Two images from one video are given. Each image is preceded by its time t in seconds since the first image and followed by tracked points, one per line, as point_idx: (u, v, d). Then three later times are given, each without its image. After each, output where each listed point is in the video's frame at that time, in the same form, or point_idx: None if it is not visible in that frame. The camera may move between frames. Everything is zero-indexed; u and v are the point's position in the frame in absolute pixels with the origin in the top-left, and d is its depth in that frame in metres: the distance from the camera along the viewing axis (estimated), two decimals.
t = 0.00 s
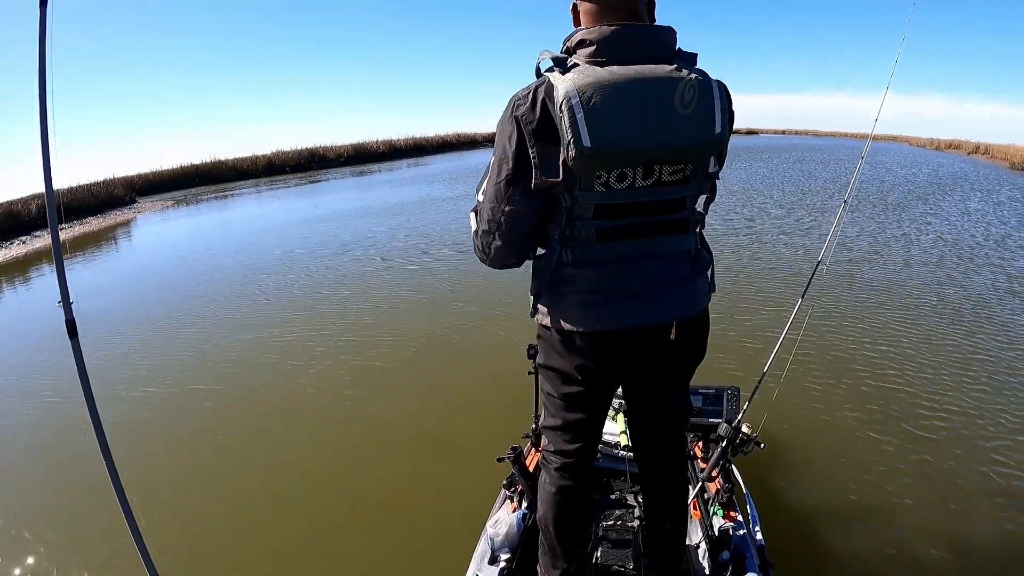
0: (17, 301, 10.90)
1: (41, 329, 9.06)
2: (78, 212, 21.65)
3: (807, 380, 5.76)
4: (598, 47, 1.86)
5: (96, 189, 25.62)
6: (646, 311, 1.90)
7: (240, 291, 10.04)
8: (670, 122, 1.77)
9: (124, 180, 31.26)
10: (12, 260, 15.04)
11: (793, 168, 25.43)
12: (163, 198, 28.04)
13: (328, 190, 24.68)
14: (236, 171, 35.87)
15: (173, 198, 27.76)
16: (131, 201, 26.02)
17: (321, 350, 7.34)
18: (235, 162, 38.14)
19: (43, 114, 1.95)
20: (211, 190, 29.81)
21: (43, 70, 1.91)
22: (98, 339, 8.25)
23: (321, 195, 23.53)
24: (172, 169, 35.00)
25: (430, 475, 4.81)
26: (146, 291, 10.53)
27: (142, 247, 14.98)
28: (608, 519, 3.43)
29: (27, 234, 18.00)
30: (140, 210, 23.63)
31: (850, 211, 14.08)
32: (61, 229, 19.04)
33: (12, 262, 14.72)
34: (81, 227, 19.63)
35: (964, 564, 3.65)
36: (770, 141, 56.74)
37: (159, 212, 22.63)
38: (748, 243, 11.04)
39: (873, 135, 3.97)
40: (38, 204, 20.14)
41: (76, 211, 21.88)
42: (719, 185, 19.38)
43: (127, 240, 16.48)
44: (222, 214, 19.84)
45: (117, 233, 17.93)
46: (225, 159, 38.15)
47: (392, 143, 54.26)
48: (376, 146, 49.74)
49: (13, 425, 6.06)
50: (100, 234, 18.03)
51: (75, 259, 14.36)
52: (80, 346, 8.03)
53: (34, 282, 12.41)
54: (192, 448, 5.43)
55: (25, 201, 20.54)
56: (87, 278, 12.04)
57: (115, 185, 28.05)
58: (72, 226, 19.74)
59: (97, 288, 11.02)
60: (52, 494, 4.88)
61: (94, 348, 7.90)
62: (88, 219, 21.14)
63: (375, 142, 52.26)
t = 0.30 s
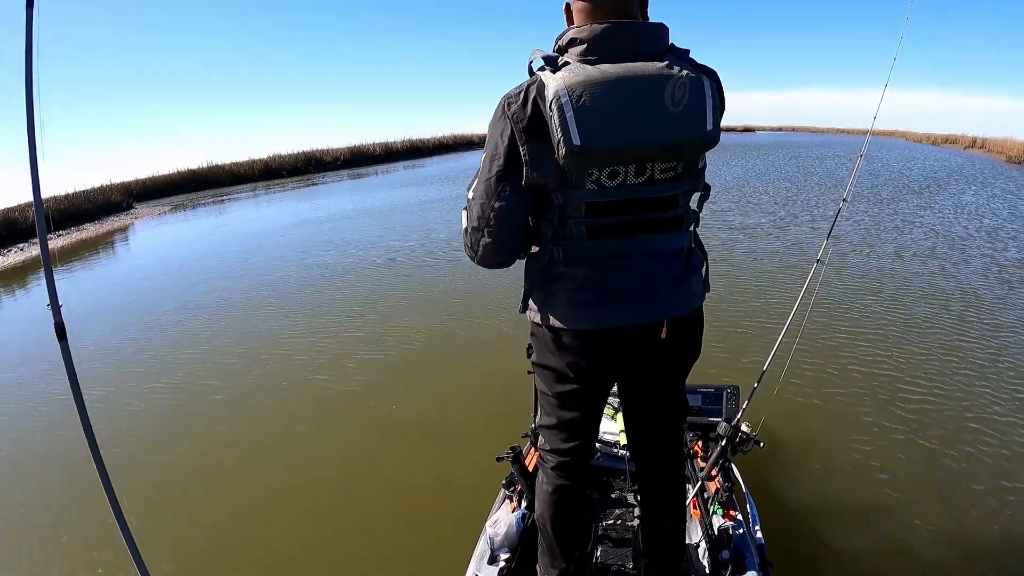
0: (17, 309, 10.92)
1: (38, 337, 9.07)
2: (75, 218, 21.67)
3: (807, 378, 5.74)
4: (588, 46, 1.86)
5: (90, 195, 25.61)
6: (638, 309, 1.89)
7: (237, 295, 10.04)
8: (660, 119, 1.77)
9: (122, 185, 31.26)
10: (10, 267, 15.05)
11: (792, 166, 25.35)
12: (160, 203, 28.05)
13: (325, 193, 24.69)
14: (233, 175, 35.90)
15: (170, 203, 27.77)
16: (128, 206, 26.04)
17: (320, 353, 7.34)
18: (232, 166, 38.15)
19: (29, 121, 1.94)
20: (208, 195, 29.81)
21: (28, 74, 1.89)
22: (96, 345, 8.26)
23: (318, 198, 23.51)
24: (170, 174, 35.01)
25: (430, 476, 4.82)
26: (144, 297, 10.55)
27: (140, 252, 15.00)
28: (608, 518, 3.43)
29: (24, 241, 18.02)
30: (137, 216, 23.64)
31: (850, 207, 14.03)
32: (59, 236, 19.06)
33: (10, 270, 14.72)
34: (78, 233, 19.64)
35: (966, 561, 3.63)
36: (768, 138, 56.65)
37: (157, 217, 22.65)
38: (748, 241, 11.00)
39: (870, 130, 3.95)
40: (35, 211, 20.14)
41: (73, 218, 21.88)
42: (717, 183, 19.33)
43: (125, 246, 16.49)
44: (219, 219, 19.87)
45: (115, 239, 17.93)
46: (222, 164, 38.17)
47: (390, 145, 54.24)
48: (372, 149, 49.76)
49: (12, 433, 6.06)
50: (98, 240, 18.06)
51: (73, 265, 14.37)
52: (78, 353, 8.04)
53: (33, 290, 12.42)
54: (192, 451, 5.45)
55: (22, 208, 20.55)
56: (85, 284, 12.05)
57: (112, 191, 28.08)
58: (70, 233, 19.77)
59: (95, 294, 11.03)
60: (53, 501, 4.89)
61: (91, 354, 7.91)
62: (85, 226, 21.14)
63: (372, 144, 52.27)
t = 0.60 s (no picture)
0: (12, 307, 10.87)
1: (34, 336, 9.03)
2: (70, 217, 21.57)
3: (806, 379, 5.76)
4: (593, 49, 1.87)
5: (85, 193, 25.50)
6: (644, 311, 1.90)
7: (235, 294, 10.02)
8: (664, 122, 1.78)
9: (117, 184, 31.15)
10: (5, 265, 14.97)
11: (788, 169, 25.40)
12: (155, 202, 27.96)
13: (322, 193, 24.66)
14: (229, 174, 35.81)
15: (166, 202, 27.68)
16: (123, 204, 25.95)
17: (318, 353, 7.34)
18: (229, 166, 38.05)
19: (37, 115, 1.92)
20: (204, 194, 29.73)
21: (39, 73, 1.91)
22: (92, 344, 8.22)
23: (314, 198, 23.46)
24: (165, 172, 34.89)
25: (430, 476, 4.81)
26: (140, 295, 10.52)
27: (136, 251, 14.95)
28: (608, 519, 3.43)
29: (19, 239, 17.92)
30: (132, 215, 23.53)
31: (848, 210, 14.07)
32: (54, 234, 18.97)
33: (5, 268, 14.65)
34: (74, 232, 19.56)
35: (965, 562, 3.64)
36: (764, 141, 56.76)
37: (153, 216, 22.58)
38: (746, 243, 11.03)
39: (871, 133, 3.97)
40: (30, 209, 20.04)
41: (67, 216, 21.77)
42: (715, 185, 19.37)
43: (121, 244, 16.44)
44: (216, 218, 19.81)
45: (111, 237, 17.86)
46: (218, 163, 38.07)
47: (387, 144, 54.18)
48: (368, 149, 49.69)
49: (9, 432, 6.04)
50: (93, 238, 17.98)
51: (69, 264, 14.31)
52: (74, 352, 8.01)
53: (28, 288, 12.36)
54: (191, 450, 5.43)
55: (16, 206, 20.45)
56: (81, 282, 12.01)
57: (108, 189, 27.94)
58: (65, 232, 19.68)
59: (91, 293, 10.99)
60: (51, 501, 4.87)
61: (88, 353, 7.88)
62: (80, 224, 21.05)
63: (369, 144, 52.20)
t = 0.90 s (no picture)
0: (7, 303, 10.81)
1: (28, 332, 8.98)
2: (63, 212, 21.45)
3: (807, 378, 5.75)
4: (596, 47, 1.85)
5: (79, 188, 25.36)
6: (648, 309, 1.88)
7: (230, 290, 9.98)
8: (668, 119, 1.76)
9: (111, 179, 30.99)
10: None
11: (785, 166, 25.38)
12: (150, 197, 27.83)
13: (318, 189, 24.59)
14: (224, 171, 35.66)
15: (160, 197, 27.55)
16: (118, 200, 25.82)
17: (315, 350, 7.31)
18: (225, 162, 37.91)
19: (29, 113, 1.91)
20: (199, 190, 29.61)
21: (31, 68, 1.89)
22: (87, 340, 8.18)
23: (310, 194, 23.33)
24: (160, 168, 34.71)
25: (429, 475, 4.79)
26: (135, 291, 10.47)
27: (132, 247, 14.88)
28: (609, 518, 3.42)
29: (13, 235, 17.82)
30: (127, 210, 23.39)
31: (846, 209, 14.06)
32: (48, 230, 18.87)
33: None
34: (68, 227, 19.46)
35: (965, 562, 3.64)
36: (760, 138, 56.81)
37: (148, 211, 22.48)
38: (745, 241, 11.01)
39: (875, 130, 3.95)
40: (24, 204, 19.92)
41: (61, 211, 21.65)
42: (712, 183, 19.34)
43: (116, 240, 16.37)
44: (211, 214, 19.74)
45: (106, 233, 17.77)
46: (214, 159, 37.91)
47: (383, 141, 54.03)
48: (364, 145, 49.57)
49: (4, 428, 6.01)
50: (88, 234, 17.89)
51: (64, 259, 14.23)
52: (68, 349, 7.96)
53: (23, 284, 12.29)
54: (189, 448, 5.40)
55: (10, 201, 20.32)
56: (75, 278, 11.95)
57: (103, 184, 27.78)
58: (59, 227, 19.57)
59: (86, 289, 10.93)
60: (48, 498, 4.85)
61: (82, 349, 7.84)
62: (75, 220, 20.94)
63: (365, 141, 52.07)
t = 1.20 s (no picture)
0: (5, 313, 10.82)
1: (25, 342, 8.99)
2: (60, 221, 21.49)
3: (807, 378, 5.75)
4: (586, 50, 1.88)
5: (75, 197, 25.38)
6: (641, 309, 1.89)
7: (227, 297, 10.00)
8: (656, 120, 1.79)
9: (109, 187, 31.03)
10: None
11: (782, 167, 25.38)
12: (147, 205, 27.87)
13: (313, 195, 24.66)
14: (220, 178, 35.73)
15: (157, 205, 27.61)
16: (115, 208, 25.88)
17: (314, 354, 7.33)
18: (222, 168, 37.97)
19: (37, 118, 1.92)
20: (195, 197, 29.65)
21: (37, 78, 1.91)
22: (85, 348, 8.20)
23: (307, 199, 23.31)
24: (157, 176, 34.78)
25: (432, 478, 4.79)
26: (132, 299, 10.48)
27: (130, 255, 14.90)
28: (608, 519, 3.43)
29: (10, 245, 17.84)
30: (124, 219, 23.39)
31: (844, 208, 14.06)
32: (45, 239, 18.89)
33: None
34: (65, 237, 19.48)
35: (965, 561, 3.64)
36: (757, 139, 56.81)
37: (145, 219, 22.51)
38: (743, 241, 11.02)
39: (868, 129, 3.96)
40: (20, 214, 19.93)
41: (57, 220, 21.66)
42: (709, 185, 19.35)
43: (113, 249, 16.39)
44: (208, 221, 19.79)
45: (103, 242, 17.79)
46: (211, 166, 37.99)
47: (380, 146, 54.15)
48: (360, 151, 49.64)
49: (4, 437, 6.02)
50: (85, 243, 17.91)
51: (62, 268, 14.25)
52: (66, 360, 7.99)
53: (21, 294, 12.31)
54: (191, 453, 5.42)
55: (7, 212, 20.35)
56: (73, 287, 11.95)
57: (99, 193, 27.77)
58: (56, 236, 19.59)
59: (83, 298, 10.94)
60: (50, 505, 4.87)
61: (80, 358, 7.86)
62: (71, 229, 20.97)
63: (362, 146, 52.17)
